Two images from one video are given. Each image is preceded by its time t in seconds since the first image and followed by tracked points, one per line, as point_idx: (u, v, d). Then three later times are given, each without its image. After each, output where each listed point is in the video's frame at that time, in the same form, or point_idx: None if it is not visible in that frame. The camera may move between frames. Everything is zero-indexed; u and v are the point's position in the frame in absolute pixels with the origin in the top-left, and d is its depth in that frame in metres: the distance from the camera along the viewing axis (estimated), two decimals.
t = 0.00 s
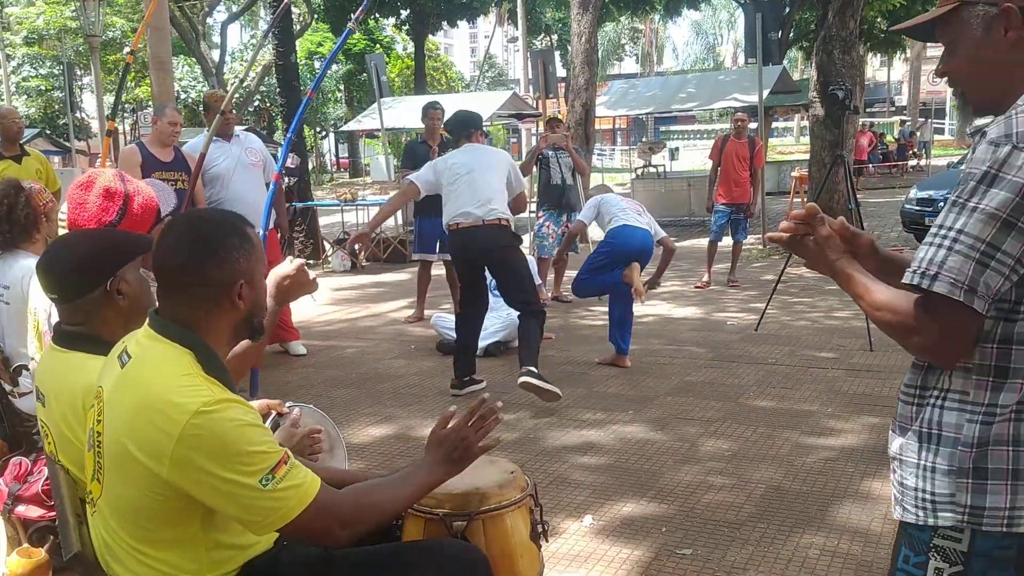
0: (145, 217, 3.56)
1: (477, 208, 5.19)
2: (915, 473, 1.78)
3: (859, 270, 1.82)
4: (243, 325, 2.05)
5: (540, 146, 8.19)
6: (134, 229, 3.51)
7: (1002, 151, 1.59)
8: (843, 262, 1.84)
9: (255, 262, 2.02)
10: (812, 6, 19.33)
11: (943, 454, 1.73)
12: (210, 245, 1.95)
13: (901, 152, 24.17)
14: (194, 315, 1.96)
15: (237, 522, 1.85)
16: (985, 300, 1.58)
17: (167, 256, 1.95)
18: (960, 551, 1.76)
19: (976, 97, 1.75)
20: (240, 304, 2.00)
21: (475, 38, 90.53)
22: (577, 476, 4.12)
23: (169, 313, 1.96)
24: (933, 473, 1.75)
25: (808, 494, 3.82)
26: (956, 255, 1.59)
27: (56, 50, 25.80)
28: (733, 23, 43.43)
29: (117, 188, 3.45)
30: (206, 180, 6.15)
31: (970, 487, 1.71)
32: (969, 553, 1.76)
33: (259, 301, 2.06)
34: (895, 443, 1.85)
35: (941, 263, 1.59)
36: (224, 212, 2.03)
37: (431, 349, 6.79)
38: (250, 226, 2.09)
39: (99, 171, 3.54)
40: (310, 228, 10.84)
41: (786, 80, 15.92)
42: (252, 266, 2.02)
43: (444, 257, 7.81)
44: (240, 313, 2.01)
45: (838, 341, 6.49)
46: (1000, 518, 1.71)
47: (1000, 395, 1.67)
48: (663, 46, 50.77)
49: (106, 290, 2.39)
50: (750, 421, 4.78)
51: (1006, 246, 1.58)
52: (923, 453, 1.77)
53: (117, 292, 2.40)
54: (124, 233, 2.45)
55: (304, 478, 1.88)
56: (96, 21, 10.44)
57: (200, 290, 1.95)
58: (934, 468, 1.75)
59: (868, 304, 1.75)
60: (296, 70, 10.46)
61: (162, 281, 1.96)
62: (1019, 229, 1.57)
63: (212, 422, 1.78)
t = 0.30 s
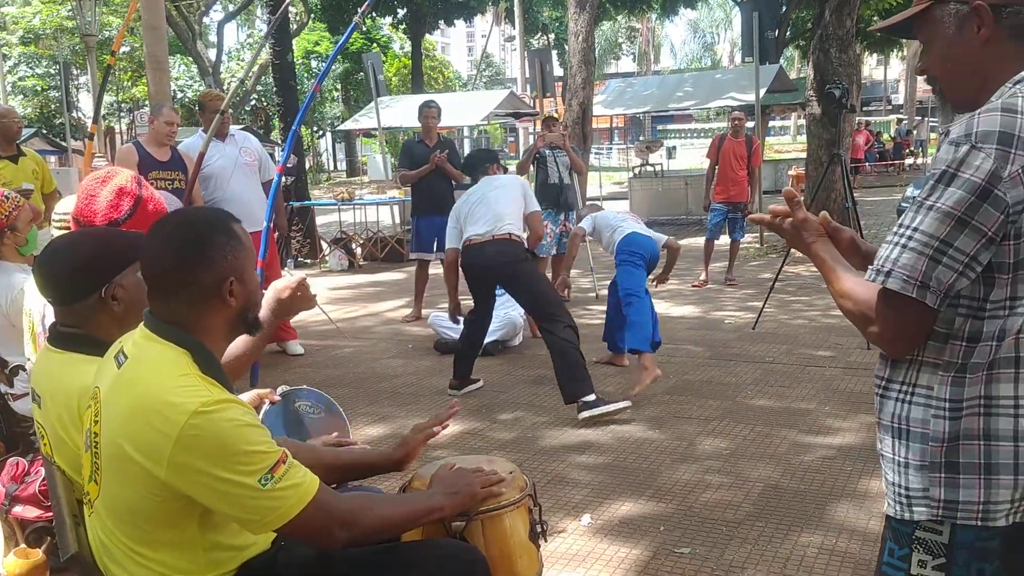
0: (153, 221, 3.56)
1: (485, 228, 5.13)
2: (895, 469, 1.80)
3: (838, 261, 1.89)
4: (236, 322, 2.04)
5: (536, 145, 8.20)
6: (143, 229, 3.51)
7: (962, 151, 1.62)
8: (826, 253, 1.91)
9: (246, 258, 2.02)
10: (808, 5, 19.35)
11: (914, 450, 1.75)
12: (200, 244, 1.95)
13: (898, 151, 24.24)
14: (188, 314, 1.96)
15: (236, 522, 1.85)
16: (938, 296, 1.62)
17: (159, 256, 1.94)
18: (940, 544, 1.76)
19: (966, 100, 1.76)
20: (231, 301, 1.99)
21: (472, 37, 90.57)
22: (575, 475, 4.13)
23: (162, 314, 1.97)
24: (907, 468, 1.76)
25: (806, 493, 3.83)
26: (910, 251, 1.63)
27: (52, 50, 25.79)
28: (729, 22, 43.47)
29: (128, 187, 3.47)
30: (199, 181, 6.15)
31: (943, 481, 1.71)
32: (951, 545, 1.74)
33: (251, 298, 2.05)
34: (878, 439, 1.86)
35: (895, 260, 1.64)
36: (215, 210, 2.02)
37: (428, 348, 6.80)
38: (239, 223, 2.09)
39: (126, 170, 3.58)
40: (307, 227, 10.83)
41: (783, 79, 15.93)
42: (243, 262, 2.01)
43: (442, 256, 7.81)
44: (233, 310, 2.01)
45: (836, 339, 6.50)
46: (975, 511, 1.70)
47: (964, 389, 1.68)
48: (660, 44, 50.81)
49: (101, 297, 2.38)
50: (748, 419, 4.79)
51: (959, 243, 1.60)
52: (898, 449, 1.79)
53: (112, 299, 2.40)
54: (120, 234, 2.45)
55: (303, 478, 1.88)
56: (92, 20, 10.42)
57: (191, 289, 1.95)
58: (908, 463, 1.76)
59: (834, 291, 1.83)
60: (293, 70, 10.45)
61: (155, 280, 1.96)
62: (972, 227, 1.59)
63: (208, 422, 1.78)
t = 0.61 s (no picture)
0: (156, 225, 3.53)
1: (518, 238, 4.86)
2: (897, 459, 1.79)
3: (840, 273, 1.90)
4: (232, 324, 2.02)
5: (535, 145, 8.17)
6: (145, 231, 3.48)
7: (956, 158, 1.60)
8: (826, 267, 1.92)
9: (242, 259, 2.00)
10: (807, 5, 19.34)
11: (919, 445, 1.72)
12: (197, 244, 1.92)
13: (897, 151, 24.21)
14: (184, 315, 1.94)
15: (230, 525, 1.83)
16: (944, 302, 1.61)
17: (156, 257, 1.92)
18: (920, 534, 1.73)
19: (944, 101, 1.77)
20: (228, 302, 1.97)
21: (472, 37, 90.61)
22: (576, 476, 4.11)
23: (158, 314, 1.95)
24: (910, 459, 1.74)
25: (807, 493, 3.81)
26: (913, 258, 1.62)
27: (50, 50, 25.80)
28: (729, 22, 43.46)
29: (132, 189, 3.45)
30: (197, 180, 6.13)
31: (943, 475, 1.69)
32: (928, 535, 1.73)
33: (247, 299, 2.03)
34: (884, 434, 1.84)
35: (900, 266, 1.64)
36: (212, 211, 2.00)
37: (428, 348, 6.78)
38: (237, 224, 2.06)
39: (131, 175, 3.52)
40: (306, 227, 10.82)
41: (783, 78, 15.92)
42: (239, 263, 1.99)
43: (441, 257, 7.79)
44: (229, 312, 1.99)
45: (836, 339, 6.48)
46: (969, 503, 1.68)
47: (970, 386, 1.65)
48: (659, 44, 50.81)
49: (105, 305, 2.37)
50: (749, 419, 4.77)
51: (961, 248, 1.59)
52: (903, 442, 1.77)
53: (116, 308, 2.38)
54: (124, 237, 2.44)
55: (297, 480, 1.86)
56: (91, 21, 10.40)
57: (188, 290, 1.92)
58: (911, 454, 1.74)
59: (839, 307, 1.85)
60: (292, 70, 10.43)
61: (152, 281, 1.94)
62: (972, 230, 1.58)
63: (202, 425, 1.76)
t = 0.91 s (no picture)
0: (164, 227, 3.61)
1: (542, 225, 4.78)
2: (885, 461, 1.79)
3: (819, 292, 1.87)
4: (233, 324, 2.10)
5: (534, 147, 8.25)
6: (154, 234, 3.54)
7: (906, 171, 1.61)
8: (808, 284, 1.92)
9: (241, 260, 2.08)
10: (805, 7, 19.45)
11: (902, 443, 1.74)
12: (199, 245, 2.00)
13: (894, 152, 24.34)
14: (185, 314, 2.02)
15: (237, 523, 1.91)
16: (908, 310, 1.59)
17: (158, 258, 2.00)
18: (906, 534, 1.74)
19: (895, 122, 1.79)
20: (229, 302, 2.05)
21: (470, 38, 90.71)
22: (575, 476, 4.18)
23: (159, 315, 2.03)
24: (894, 459, 1.75)
25: (803, 492, 3.90)
26: (871, 268, 1.61)
27: (51, 53, 25.91)
28: (726, 24, 43.62)
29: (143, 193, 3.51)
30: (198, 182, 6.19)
31: (925, 473, 1.69)
32: (915, 536, 1.73)
33: (247, 299, 2.11)
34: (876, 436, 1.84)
35: (857, 278, 1.63)
36: (212, 213, 2.08)
37: (428, 349, 6.85)
38: (236, 225, 2.15)
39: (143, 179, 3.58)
40: (307, 229, 10.89)
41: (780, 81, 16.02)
42: (238, 264, 2.07)
43: (441, 258, 7.86)
44: (230, 311, 2.07)
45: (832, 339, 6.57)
46: (956, 501, 1.67)
47: (943, 383, 1.65)
48: (657, 45, 50.96)
49: (107, 305, 2.44)
50: (746, 419, 4.86)
51: (921, 256, 1.57)
52: (892, 443, 1.79)
53: (117, 308, 2.46)
54: (126, 240, 2.52)
55: (302, 479, 1.94)
56: (92, 24, 10.47)
57: (189, 290, 2.00)
58: (896, 455, 1.75)
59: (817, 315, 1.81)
60: (292, 73, 10.51)
61: (153, 281, 2.01)
62: (929, 239, 1.57)
63: (208, 425, 1.84)
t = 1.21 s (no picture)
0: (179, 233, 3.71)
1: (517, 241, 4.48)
2: (851, 466, 1.79)
3: (778, 310, 1.93)
4: (240, 328, 2.07)
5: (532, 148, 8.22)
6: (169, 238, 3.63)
7: (830, 182, 1.69)
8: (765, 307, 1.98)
9: (255, 266, 2.05)
10: (804, 7, 19.43)
11: (863, 448, 1.74)
12: (212, 249, 1.97)
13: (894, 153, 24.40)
14: (193, 316, 1.98)
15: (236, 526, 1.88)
16: (848, 315, 1.65)
17: (170, 259, 1.97)
18: (871, 540, 1.74)
19: (832, 142, 1.88)
20: (239, 306, 2.02)
21: (469, 39, 90.73)
22: (574, 478, 4.15)
23: (166, 318, 1.99)
24: (857, 464, 1.75)
25: (804, 493, 3.86)
26: (805, 278, 1.68)
27: (49, 54, 25.93)
28: (726, 25, 43.59)
29: (163, 199, 3.62)
30: (198, 182, 6.18)
31: (887, 475, 1.69)
32: (878, 542, 1.73)
33: (257, 305, 2.08)
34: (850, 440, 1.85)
35: (795, 288, 1.70)
36: (227, 217, 2.05)
37: (427, 350, 6.83)
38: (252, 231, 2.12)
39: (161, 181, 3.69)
40: (305, 230, 10.85)
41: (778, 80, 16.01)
42: (253, 269, 2.04)
43: (440, 258, 7.84)
44: (239, 315, 2.03)
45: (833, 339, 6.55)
46: (918, 505, 1.67)
47: (893, 383, 1.67)
48: (656, 46, 50.98)
49: (104, 305, 2.41)
50: (746, 420, 4.83)
51: (854, 261, 1.64)
52: (856, 450, 1.79)
53: (114, 309, 2.43)
54: (131, 241, 2.48)
55: (301, 481, 1.91)
56: (90, 25, 10.44)
57: (201, 294, 1.97)
58: (858, 459, 1.75)
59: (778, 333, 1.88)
60: (290, 73, 10.49)
61: (163, 283, 1.98)
62: (859, 244, 1.63)
63: (208, 426, 1.81)
